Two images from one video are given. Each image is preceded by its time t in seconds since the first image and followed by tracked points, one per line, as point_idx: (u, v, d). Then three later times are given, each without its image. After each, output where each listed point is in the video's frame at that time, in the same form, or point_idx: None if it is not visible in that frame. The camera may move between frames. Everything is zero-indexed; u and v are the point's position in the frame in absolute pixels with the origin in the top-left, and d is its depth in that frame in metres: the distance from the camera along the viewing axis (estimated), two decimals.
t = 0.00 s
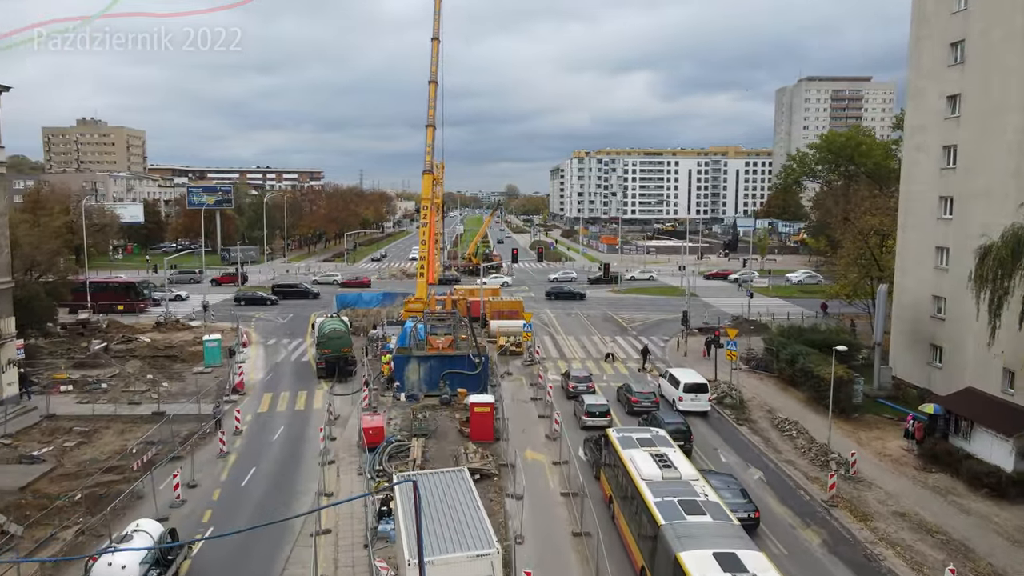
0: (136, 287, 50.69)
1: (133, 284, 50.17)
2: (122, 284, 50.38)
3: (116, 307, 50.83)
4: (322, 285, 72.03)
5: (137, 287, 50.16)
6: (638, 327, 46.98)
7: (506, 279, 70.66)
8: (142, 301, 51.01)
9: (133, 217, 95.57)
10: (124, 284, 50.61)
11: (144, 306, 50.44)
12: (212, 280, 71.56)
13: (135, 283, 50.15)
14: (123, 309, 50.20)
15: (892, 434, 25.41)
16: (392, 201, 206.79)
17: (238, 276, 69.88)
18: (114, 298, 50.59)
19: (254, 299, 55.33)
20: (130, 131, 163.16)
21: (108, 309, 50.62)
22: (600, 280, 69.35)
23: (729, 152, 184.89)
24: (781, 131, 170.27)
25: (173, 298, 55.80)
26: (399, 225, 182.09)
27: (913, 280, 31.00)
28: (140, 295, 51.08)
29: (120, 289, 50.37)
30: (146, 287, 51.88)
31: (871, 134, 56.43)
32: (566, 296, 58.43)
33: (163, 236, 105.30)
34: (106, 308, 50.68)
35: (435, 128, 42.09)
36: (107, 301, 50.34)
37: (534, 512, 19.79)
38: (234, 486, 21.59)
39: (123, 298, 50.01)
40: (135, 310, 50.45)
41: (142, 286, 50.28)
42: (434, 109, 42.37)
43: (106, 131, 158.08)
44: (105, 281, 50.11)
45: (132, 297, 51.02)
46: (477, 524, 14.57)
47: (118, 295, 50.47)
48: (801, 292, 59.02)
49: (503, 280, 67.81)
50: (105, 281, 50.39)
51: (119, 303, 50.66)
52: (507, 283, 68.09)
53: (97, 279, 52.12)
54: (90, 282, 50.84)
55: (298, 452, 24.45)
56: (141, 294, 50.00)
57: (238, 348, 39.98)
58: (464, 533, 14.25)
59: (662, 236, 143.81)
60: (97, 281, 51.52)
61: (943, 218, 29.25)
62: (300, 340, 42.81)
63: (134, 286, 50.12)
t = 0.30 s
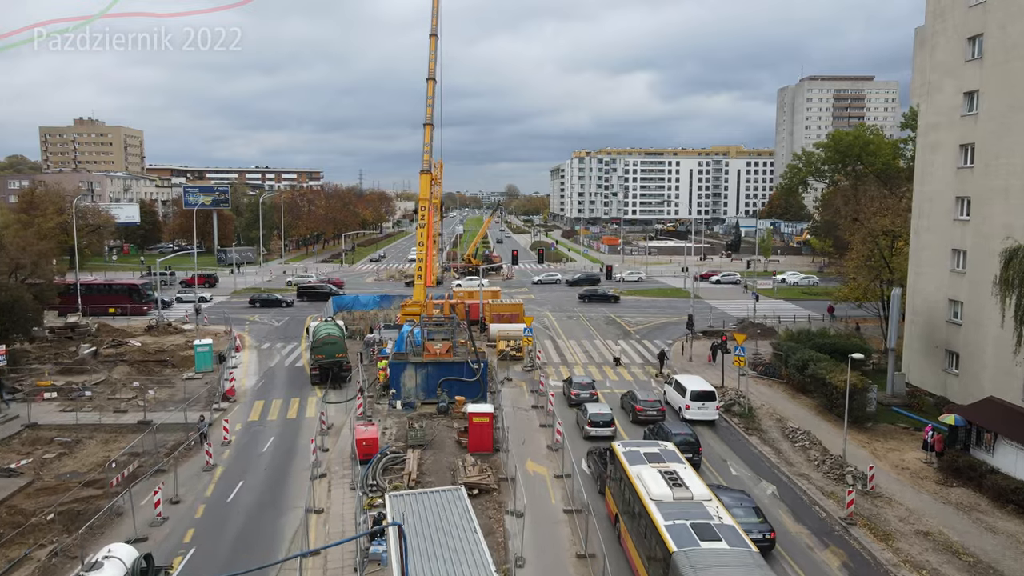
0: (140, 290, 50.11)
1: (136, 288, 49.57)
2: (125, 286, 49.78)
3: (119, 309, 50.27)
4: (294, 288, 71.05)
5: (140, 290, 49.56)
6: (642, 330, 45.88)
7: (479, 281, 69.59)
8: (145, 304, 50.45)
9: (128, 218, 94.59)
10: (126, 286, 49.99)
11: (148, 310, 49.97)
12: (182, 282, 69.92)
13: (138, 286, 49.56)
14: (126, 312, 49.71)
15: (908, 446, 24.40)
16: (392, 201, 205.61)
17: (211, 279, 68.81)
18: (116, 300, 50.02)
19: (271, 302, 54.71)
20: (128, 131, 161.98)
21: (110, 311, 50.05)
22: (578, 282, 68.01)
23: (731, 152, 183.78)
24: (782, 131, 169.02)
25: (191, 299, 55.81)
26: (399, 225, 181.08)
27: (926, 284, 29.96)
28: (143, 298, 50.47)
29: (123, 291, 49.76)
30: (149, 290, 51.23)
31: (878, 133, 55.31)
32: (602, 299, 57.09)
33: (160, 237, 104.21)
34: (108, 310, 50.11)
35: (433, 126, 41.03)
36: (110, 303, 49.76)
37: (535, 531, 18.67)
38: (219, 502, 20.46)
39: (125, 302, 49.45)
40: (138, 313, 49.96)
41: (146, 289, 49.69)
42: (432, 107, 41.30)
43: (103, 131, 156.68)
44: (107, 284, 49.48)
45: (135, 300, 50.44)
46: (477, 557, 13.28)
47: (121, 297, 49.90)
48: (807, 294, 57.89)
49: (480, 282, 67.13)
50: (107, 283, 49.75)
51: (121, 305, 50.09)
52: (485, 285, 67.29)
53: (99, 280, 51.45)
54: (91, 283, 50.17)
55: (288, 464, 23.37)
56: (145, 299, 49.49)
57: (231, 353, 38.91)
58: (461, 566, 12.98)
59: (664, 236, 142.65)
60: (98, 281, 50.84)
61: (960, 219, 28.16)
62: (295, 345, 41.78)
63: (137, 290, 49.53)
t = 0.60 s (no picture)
0: (143, 292, 49.12)
1: (139, 290, 48.60)
2: (128, 288, 48.80)
3: (122, 311, 49.38)
4: (267, 289, 69.95)
5: (143, 293, 48.61)
6: (644, 334, 44.80)
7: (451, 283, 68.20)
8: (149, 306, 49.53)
9: (123, 218, 93.51)
10: (130, 288, 49.01)
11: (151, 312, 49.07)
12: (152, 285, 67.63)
13: (141, 288, 48.58)
14: (130, 315, 48.85)
15: (927, 457, 23.35)
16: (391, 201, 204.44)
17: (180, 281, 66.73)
18: (120, 302, 49.10)
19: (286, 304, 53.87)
20: (125, 130, 160.73)
21: (114, 313, 49.20)
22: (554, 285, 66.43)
23: (732, 152, 182.57)
24: (784, 130, 167.91)
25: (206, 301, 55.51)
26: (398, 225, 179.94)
27: (941, 287, 28.91)
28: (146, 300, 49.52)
29: (126, 293, 48.80)
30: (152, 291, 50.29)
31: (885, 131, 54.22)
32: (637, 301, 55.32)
33: (155, 237, 103.05)
34: (111, 312, 49.23)
35: (431, 124, 39.96)
36: (113, 305, 48.86)
37: (536, 552, 17.57)
38: (202, 519, 19.35)
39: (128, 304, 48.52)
40: (142, 316, 49.06)
41: (149, 291, 48.73)
42: (430, 105, 40.22)
43: (100, 131, 155.63)
44: (111, 286, 48.50)
45: (138, 301, 49.51)
46: None
47: (124, 299, 48.97)
48: (812, 296, 56.83)
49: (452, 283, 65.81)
50: (109, 285, 48.76)
51: (124, 307, 49.19)
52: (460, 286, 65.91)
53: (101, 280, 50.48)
54: (93, 285, 49.20)
55: (277, 477, 22.26)
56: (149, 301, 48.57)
57: (222, 357, 37.84)
58: None
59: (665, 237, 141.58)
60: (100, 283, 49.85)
61: (977, 220, 27.07)
62: (288, 349, 40.72)
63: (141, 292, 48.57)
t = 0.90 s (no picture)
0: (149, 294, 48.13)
1: (145, 292, 47.66)
2: (133, 291, 47.77)
3: (127, 313, 48.41)
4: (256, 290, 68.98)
5: (149, 295, 47.70)
6: (647, 337, 43.73)
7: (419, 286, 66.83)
8: (154, 308, 48.60)
9: (119, 219, 92.44)
10: (135, 291, 48.02)
11: (158, 315, 48.24)
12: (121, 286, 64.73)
13: (147, 290, 47.61)
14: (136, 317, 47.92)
15: (947, 471, 22.29)
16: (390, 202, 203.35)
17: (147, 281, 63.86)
18: (124, 305, 48.10)
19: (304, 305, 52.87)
20: (123, 130, 159.64)
21: (119, 316, 48.22)
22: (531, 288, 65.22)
23: (733, 151, 181.47)
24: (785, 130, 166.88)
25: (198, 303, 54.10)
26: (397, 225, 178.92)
27: (956, 290, 27.83)
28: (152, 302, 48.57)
29: (131, 296, 47.79)
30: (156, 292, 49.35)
31: (892, 130, 53.20)
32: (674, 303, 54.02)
33: (152, 238, 101.97)
34: (116, 315, 48.24)
35: (428, 122, 38.88)
36: (118, 308, 47.85)
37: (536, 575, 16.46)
38: (182, 538, 18.24)
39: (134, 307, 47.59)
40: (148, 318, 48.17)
41: (155, 294, 47.78)
42: (426, 102, 39.14)
43: (98, 131, 154.71)
44: (115, 289, 47.47)
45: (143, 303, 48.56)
46: None
47: (129, 302, 47.97)
48: (818, 298, 55.81)
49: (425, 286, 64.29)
50: (113, 287, 47.72)
51: (129, 310, 48.22)
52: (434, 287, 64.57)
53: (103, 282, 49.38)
54: (96, 287, 48.12)
55: (263, 491, 21.18)
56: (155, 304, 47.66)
57: (213, 362, 36.78)
58: None
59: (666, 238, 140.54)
60: (103, 285, 48.74)
61: (995, 221, 25.97)
62: (282, 353, 39.67)
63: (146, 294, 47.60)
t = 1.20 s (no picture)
0: (155, 296, 47.55)
1: (152, 295, 47.07)
2: (139, 293, 47.09)
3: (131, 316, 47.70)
4: (251, 292, 67.99)
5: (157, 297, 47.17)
6: (650, 341, 42.62)
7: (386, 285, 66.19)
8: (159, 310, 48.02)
9: (113, 219, 91.42)
10: (140, 293, 47.33)
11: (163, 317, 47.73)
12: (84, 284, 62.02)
13: (154, 292, 47.00)
14: (142, 320, 47.31)
15: (967, 485, 21.26)
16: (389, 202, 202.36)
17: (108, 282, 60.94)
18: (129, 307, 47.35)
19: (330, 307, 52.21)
20: (121, 130, 158.70)
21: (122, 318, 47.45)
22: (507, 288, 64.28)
23: (734, 151, 180.46)
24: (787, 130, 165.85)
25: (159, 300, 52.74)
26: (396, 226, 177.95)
27: (971, 296, 26.81)
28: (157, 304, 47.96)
29: (136, 298, 47.09)
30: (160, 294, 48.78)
31: (899, 129, 52.16)
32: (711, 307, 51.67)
33: (147, 239, 100.98)
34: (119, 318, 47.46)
35: (425, 121, 37.82)
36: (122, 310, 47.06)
37: None
38: (159, 561, 17.14)
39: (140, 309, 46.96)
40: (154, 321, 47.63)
41: (162, 296, 47.23)
42: (423, 100, 38.07)
43: (95, 130, 153.83)
44: (120, 291, 46.68)
45: (147, 305, 47.91)
46: None
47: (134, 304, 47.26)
48: (823, 301, 54.79)
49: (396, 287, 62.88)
50: (118, 290, 46.91)
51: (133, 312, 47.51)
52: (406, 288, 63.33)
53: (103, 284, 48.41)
54: (99, 290, 47.18)
55: (247, 508, 20.12)
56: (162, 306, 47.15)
57: (203, 367, 35.72)
58: None
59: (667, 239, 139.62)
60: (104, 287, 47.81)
61: (1013, 223, 24.92)
62: (274, 358, 38.63)
63: (153, 296, 46.99)
